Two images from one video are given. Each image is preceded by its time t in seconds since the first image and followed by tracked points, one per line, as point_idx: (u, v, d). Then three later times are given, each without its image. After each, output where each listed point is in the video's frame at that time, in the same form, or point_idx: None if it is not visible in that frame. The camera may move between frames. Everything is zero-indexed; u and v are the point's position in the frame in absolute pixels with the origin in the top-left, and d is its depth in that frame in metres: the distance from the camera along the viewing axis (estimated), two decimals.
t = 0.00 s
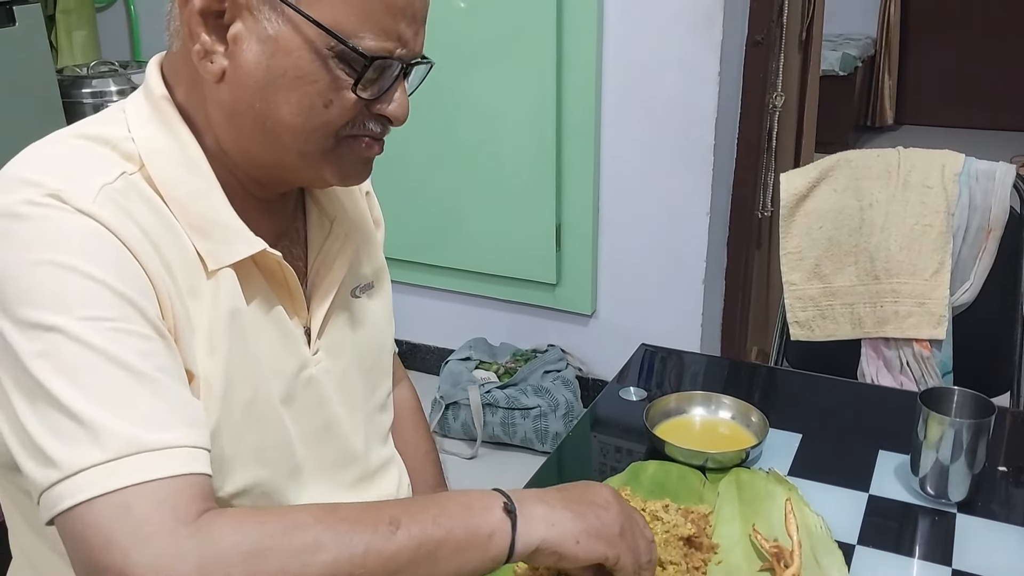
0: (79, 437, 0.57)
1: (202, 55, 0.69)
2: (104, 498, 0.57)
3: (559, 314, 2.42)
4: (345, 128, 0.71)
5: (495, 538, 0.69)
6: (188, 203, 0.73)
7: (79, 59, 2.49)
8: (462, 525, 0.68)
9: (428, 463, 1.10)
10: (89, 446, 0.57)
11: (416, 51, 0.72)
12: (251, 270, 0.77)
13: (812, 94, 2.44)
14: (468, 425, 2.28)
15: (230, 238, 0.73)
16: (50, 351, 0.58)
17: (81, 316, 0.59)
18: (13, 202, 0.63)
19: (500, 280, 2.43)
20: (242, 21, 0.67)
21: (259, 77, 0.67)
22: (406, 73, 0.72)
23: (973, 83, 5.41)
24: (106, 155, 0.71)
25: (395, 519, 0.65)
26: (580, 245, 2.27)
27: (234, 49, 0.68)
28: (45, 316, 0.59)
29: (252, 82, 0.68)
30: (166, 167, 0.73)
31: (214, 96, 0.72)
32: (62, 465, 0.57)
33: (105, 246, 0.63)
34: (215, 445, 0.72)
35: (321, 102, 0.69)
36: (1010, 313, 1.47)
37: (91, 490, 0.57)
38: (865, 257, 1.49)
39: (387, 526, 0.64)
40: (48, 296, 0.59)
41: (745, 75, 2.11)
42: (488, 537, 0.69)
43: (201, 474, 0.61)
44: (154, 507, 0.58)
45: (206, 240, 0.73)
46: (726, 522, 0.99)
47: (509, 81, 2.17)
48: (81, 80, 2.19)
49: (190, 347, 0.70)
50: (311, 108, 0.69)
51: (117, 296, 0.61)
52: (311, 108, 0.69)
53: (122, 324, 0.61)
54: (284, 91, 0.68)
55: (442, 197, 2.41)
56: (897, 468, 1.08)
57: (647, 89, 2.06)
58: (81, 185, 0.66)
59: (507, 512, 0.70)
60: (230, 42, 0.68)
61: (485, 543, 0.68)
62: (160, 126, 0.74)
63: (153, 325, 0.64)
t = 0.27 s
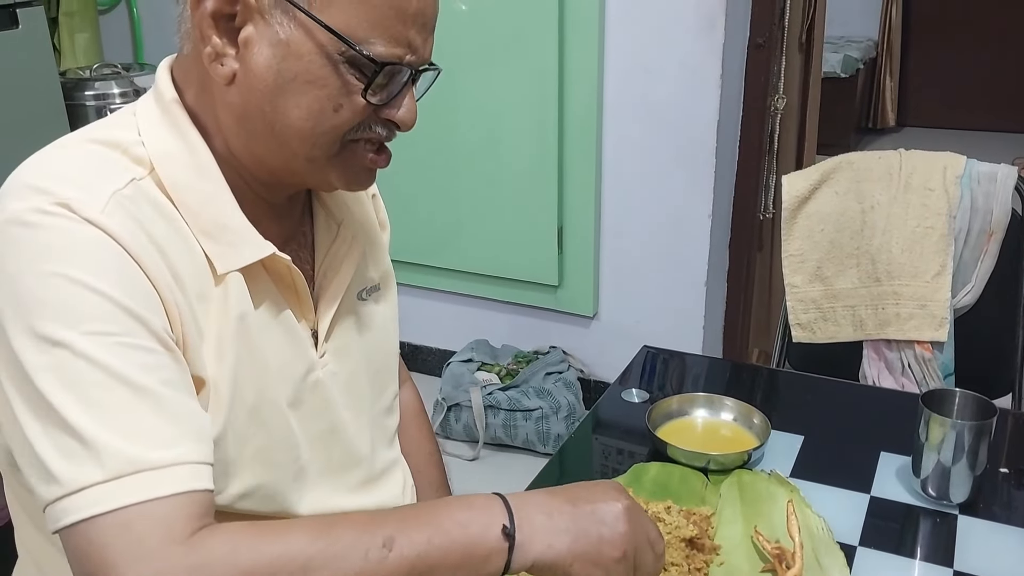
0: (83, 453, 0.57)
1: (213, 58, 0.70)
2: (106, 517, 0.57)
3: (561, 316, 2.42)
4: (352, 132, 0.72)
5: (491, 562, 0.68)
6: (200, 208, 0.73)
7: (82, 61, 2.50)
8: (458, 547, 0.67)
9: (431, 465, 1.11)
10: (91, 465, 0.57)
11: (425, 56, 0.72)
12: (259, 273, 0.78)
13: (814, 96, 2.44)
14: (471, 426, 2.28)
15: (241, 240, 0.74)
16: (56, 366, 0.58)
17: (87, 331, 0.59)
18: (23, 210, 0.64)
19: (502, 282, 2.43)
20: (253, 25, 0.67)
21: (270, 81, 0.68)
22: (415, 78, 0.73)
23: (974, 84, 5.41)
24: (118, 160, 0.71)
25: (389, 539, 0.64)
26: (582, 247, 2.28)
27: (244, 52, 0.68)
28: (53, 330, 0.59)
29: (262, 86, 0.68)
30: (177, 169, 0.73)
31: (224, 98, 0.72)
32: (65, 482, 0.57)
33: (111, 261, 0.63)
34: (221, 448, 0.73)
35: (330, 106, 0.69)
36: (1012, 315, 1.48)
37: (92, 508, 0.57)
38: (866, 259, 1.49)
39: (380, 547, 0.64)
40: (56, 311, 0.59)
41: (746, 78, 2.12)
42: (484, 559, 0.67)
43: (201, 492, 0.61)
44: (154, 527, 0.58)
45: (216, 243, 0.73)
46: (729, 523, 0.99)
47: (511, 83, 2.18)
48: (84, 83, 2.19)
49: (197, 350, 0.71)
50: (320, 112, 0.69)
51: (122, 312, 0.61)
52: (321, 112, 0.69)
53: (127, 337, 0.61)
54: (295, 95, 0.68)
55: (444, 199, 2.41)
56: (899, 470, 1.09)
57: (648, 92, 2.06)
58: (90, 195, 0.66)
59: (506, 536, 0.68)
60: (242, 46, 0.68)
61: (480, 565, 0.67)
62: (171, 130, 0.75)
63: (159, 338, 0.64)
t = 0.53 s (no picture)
0: (77, 460, 0.58)
1: (219, 65, 0.70)
2: (93, 526, 0.57)
3: (562, 319, 2.43)
4: (356, 138, 0.72)
5: (474, 547, 0.68)
6: (205, 216, 0.73)
7: (84, 64, 2.51)
8: (443, 537, 0.67)
9: (432, 468, 1.11)
10: (82, 473, 0.58)
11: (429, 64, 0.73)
12: (263, 279, 0.78)
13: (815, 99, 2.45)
14: (471, 429, 2.29)
15: (246, 246, 0.75)
16: (53, 373, 0.59)
17: (85, 338, 0.60)
18: (26, 216, 0.64)
19: (503, 285, 2.44)
20: (260, 32, 0.68)
21: (275, 89, 0.68)
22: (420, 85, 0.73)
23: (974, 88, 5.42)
24: (123, 166, 0.72)
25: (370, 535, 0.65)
26: (582, 251, 2.28)
27: (250, 59, 0.69)
28: (51, 337, 0.59)
29: (268, 93, 0.69)
30: (181, 175, 0.73)
31: (230, 105, 0.73)
32: (55, 489, 0.58)
33: (110, 269, 0.63)
34: (224, 452, 0.74)
35: (335, 114, 0.69)
36: (1011, 319, 1.48)
37: (80, 516, 0.57)
38: (866, 263, 1.50)
39: (362, 543, 0.64)
40: (55, 318, 0.60)
41: (747, 82, 2.12)
42: (466, 547, 0.68)
43: (189, 502, 0.61)
44: (144, 535, 0.58)
45: (220, 250, 0.74)
46: (729, 527, 1.00)
47: (512, 87, 2.18)
48: (86, 86, 2.20)
49: (199, 355, 0.71)
50: (325, 120, 0.69)
51: (120, 321, 0.62)
52: (325, 120, 0.69)
53: (124, 345, 0.61)
54: (300, 103, 0.69)
55: (445, 202, 2.42)
56: (899, 473, 1.09)
57: (649, 96, 2.07)
58: (93, 202, 0.67)
59: (487, 520, 0.69)
60: (248, 53, 0.69)
61: (463, 552, 0.68)
62: (175, 136, 0.75)
63: (158, 347, 0.65)
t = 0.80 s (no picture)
0: (76, 463, 0.58)
1: (221, 68, 0.70)
2: (90, 530, 0.58)
3: (563, 320, 2.43)
4: (359, 142, 0.72)
5: (475, 554, 0.68)
6: (207, 220, 0.74)
7: (85, 66, 2.51)
8: (443, 542, 0.67)
9: (433, 469, 1.11)
10: (81, 477, 0.58)
11: (431, 67, 0.73)
12: (265, 282, 0.78)
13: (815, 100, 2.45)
14: (472, 431, 2.28)
15: (248, 249, 0.75)
16: (52, 377, 0.59)
17: (84, 342, 0.60)
18: (27, 219, 0.64)
19: (504, 287, 2.44)
20: (262, 35, 0.68)
21: (278, 93, 0.69)
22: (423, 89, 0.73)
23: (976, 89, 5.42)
24: (125, 168, 0.72)
25: (368, 540, 0.65)
26: (583, 252, 2.28)
27: (252, 62, 0.69)
28: (50, 340, 0.60)
29: (270, 96, 0.69)
30: (183, 178, 0.74)
31: (231, 108, 0.73)
32: (54, 492, 0.58)
33: (111, 274, 0.63)
34: (226, 455, 0.74)
35: (338, 117, 0.70)
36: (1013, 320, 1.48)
37: (77, 520, 0.57)
38: (867, 264, 1.49)
39: (362, 548, 0.64)
40: (54, 321, 0.60)
41: (747, 83, 2.13)
42: (467, 553, 0.68)
43: (188, 506, 0.61)
44: (142, 538, 0.58)
45: (221, 253, 0.74)
46: (730, 528, 1.00)
47: (513, 89, 2.18)
48: (87, 89, 2.20)
49: (200, 357, 0.71)
50: (327, 124, 0.70)
51: (120, 325, 0.62)
52: (327, 124, 0.70)
53: (123, 349, 0.61)
54: (302, 107, 0.69)
55: (446, 204, 2.42)
56: (900, 475, 1.09)
57: (649, 97, 2.07)
58: (93, 205, 0.67)
59: (487, 528, 0.69)
60: (250, 56, 0.69)
61: (464, 558, 0.68)
62: (177, 139, 0.75)
63: (158, 351, 0.65)
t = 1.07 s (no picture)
0: (82, 462, 0.58)
1: (223, 69, 0.70)
2: (99, 529, 0.57)
3: (564, 321, 2.43)
4: (360, 144, 0.73)
5: (482, 561, 0.68)
6: (208, 220, 0.74)
7: (86, 67, 2.51)
8: (450, 548, 0.67)
9: (434, 471, 1.11)
10: (88, 475, 0.58)
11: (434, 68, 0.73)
12: (266, 284, 0.78)
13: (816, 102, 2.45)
14: (473, 432, 2.28)
15: (249, 250, 0.75)
16: (57, 376, 0.59)
17: (89, 341, 0.60)
18: (30, 220, 0.65)
19: (505, 288, 2.44)
20: (264, 36, 0.68)
21: (280, 94, 0.69)
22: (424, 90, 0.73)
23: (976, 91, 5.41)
24: (125, 170, 0.72)
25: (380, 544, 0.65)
26: (584, 253, 2.28)
27: (254, 63, 0.69)
28: (55, 339, 0.60)
29: (272, 97, 0.69)
30: (185, 180, 0.74)
31: (233, 109, 0.73)
32: (61, 491, 0.58)
33: (114, 272, 0.63)
34: (228, 458, 0.74)
35: (339, 119, 0.70)
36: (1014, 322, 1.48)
37: (86, 519, 0.57)
38: (868, 265, 1.49)
39: (374, 552, 0.64)
40: (59, 320, 0.60)
41: (748, 84, 2.13)
42: (475, 559, 0.68)
43: (197, 505, 0.61)
44: (155, 536, 0.58)
45: (222, 254, 0.74)
46: (730, 530, 1.00)
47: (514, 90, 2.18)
48: (88, 90, 2.20)
49: (203, 359, 0.71)
50: (329, 125, 0.70)
51: (125, 323, 0.62)
52: (329, 125, 0.70)
53: (127, 346, 0.61)
54: (304, 108, 0.69)
55: (447, 205, 2.42)
56: (901, 476, 1.09)
57: (650, 99, 2.07)
58: (95, 206, 0.67)
59: (493, 533, 0.69)
60: (251, 57, 0.69)
61: (472, 565, 0.68)
62: (178, 140, 0.75)
63: (162, 349, 0.65)
